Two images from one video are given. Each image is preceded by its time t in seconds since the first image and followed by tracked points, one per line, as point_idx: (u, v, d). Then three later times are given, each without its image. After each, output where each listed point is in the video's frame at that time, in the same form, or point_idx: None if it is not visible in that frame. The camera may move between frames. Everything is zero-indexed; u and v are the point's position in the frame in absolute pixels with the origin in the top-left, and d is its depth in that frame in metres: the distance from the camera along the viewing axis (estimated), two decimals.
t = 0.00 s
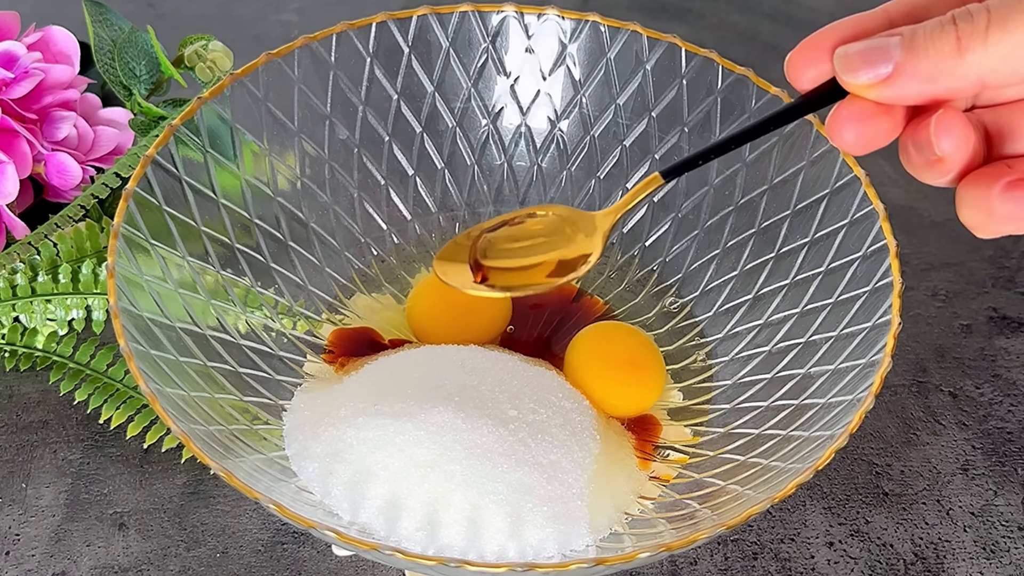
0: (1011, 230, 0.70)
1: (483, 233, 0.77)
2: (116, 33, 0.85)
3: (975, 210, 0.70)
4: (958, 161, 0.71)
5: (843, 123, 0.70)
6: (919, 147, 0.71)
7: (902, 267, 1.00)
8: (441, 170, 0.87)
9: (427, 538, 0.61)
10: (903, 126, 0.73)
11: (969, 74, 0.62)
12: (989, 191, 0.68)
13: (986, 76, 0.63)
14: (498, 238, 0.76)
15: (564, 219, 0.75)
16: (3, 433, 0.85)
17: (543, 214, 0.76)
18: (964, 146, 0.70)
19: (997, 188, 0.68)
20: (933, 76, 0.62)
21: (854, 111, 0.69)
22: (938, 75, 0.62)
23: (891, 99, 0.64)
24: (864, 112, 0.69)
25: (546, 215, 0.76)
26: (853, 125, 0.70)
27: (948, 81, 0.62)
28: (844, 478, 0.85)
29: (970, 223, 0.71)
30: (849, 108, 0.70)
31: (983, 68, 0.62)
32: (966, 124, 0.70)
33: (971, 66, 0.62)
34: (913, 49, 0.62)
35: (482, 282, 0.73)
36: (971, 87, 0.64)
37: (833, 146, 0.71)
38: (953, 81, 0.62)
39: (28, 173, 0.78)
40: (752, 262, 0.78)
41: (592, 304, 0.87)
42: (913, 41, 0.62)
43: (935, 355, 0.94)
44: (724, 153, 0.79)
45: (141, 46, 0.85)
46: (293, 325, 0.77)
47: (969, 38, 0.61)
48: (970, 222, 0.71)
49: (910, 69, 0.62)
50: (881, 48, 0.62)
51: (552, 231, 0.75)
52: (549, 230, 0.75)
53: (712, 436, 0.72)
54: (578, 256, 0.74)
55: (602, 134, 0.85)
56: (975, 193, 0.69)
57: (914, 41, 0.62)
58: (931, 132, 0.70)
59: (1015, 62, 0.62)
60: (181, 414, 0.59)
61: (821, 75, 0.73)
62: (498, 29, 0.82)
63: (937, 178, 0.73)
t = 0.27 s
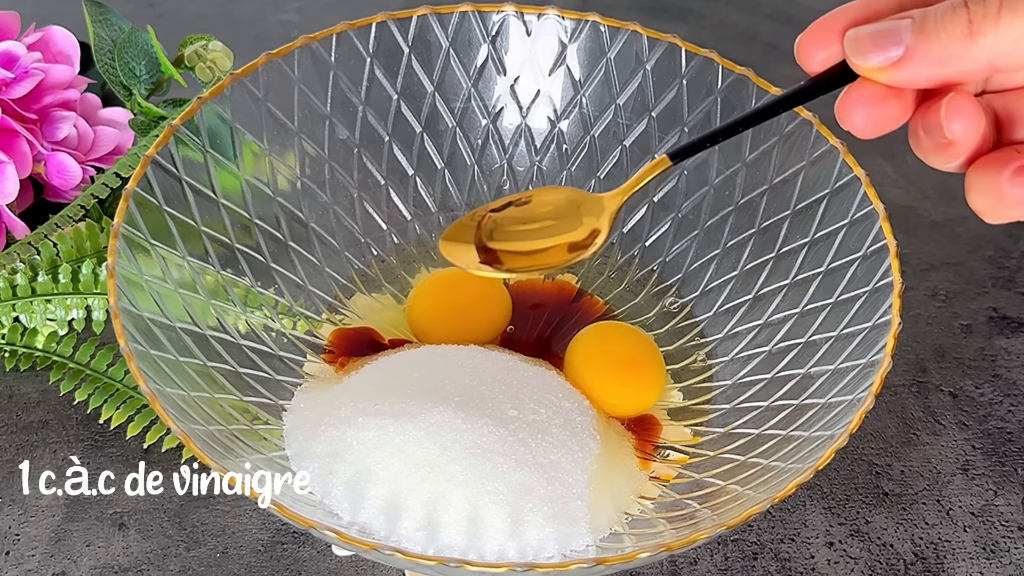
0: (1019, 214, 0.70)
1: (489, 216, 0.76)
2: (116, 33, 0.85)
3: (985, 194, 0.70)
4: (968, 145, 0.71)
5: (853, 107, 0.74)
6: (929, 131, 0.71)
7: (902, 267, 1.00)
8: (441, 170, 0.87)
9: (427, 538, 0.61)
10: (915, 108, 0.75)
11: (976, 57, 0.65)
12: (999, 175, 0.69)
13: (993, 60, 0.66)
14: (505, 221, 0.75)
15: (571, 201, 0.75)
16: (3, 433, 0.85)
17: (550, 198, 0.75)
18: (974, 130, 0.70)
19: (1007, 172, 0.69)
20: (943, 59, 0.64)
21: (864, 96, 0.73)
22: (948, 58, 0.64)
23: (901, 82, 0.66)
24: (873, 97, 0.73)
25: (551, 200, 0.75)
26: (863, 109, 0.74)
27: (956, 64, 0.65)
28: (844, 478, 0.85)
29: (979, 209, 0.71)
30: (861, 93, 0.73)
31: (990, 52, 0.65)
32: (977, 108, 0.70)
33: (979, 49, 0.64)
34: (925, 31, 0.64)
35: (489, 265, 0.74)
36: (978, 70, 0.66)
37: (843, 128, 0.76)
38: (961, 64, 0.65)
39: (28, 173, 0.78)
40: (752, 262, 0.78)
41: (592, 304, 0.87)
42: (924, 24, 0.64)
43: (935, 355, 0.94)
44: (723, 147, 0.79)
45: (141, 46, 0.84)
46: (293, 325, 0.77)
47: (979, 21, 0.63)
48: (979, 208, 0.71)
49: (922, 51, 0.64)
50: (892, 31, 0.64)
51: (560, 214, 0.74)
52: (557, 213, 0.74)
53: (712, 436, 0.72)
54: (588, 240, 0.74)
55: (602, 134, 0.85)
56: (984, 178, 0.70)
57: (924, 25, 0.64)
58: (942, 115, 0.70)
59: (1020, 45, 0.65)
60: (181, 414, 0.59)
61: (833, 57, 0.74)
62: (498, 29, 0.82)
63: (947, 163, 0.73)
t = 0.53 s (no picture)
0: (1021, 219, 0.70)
1: (489, 224, 0.75)
2: (116, 33, 0.85)
3: (986, 199, 0.70)
4: (969, 150, 0.71)
5: (853, 113, 0.74)
6: (930, 135, 0.71)
7: (902, 267, 1.00)
8: (441, 170, 0.87)
9: (427, 539, 0.61)
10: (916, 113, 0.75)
11: (976, 64, 0.65)
12: (1000, 179, 0.69)
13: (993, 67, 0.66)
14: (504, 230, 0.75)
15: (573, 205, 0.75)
16: (3, 433, 0.85)
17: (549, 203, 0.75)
18: (975, 135, 0.70)
19: (1008, 177, 0.68)
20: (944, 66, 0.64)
21: (866, 102, 0.73)
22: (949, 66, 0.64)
23: (901, 88, 0.66)
24: (875, 104, 0.73)
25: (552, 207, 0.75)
26: (864, 115, 0.74)
27: (957, 71, 0.65)
28: (845, 478, 0.85)
29: (980, 212, 0.71)
30: (861, 100, 0.73)
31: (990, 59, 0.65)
32: (978, 112, 0.70)
33: (979, 57, 0.64)
34: (928, 39, 0.64)
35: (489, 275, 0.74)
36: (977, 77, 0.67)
37: (844, 134, 0.76)
38: (962, 71, 0.65)
39: (28, 173, 0.78)
40: (752, 262, 0.78)
41: (592, 304, 0.87)
42: (927, 31, 0.64)
43: (935, 355, 0.94)
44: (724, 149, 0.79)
45: (141, 46, 0.84)
46: (293, 325, 0.77)
47: (981, 29, 0.63)
48: (981, 212, 0.71)
49: (923, 59, 0.64)
50: (894, 38, 0.64)
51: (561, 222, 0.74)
52: (558, 222, 0.74)
53: (712, 436, 0.72)
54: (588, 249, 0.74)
55: (602, 134, 0.85)
56: (986, 182, 0.70)
57: (927, 31, 0.64)
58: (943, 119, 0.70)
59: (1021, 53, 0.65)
60: (181, 414, 0.59)
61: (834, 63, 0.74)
62: (497, 29, 0.82)
63: (948, 166, 0.73)
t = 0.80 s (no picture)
0: (1010, 202, 0.70)
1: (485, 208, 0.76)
2: (116, 33, 0.85)
3: (974, 181, 0.70)
4: (957, 134, 0.71)
5: (846, 94, 0.74)
6: (920, 116, 0.71)
7: (902, 267, 1.00)
8: (441, 170, 0.87)
9: (427, 539, 0.61)
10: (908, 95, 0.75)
11: (965, 43, 0.65)
12: (988, 162, 0.69)
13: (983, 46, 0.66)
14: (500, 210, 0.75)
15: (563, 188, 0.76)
16: (3, 433, 0.85)
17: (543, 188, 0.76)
18: (962, 118, 0.71)
19: (997, 159, 0.69)
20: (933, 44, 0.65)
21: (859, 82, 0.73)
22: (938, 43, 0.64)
23: (892, 68, 0.67)
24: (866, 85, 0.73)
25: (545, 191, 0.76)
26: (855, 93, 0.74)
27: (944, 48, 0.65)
28: (845, 478, 0.85)
29: (970, 195, 0.71)
30: (852, 79, 0.73)
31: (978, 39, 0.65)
32: (967, 96, 0.70)
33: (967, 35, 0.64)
34: (916, 17, 0.64)
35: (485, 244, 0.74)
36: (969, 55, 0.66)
37: (838, 115, 0.76)
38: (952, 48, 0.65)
39: (28, 173, 0.78)
40: (752, 262, 0.78)
41: (592, 304, 0.87)
42: (915, 9, 0.64)
43: (935, 355, 0.94)
44: (724, 145, 0.79)
45: (141, 46, 0.84)
46: (293, 325, 0.77)
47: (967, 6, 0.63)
48: (971, 194, 0.71)
49: (912, 37, 0.64)
50: (885, 18, 0.64)
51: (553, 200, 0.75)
52: (552, 202, 0.75)
53: (712, 436, 0.72)
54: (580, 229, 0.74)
55: (602, 134, 0.85)
56: (974, 165, 0.70)
57: (915, 10, 0.64)
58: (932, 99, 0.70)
59: (1011, 30, 0.64)
60: (181, 414, 0.59)
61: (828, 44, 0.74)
62: (498, 29, 0.82)
63: (939, 148, 0.73)
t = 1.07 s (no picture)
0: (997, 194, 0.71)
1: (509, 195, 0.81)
2: (116, 33, 0.85)
3: (962, 173, 0.71)
4: (943, 129, 0.71)
5: (842, 94, 0.75)
6: (908, 113, 0.72)
7: (902, 267, 1.00)
8: (441, 170, 0.87)
9: (427, 538, 0.61)
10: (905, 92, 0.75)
11: (954, 52, 0.65)
12: (972, 156, 0.70)
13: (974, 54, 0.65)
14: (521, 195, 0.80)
15: (582, 168, 0.79)
16: (3, 433, 0.85)
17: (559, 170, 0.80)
18: (947, 114, 0.70)
19: (980, 154, 0.70)
20: (924, 52, 0.65)
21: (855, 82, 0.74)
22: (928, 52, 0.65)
23: (885, 72, 0.67)
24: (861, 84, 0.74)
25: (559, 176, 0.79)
26: (852, 94, 0.74)
27: (934, 56, 0.65)
28: (845, 478, 0.85)
29: (958, 186, 0.73)
30: (848, 80, 0.74)
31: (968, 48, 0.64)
32: (950, 93, 0.70)
33: (956, 45, 0.64)
34: (907, 26, 0.64)
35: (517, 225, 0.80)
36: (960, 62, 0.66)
37: (836, 114, 0.77)
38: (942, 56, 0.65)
39: (28, 173, 0.78)
40: (752, 262, 0.78)
41: (592, 304, 0.87)
42: (907, 18, 0.64)
43: (935, 355, 0.94)
44: (724, 144, 0.80)
45: (141, 46, 0.85)
46: (293, 325, 0.77)
47: (955, 18, 0.63)
48: (960, 184, 0.72)
49: (903, 45, 0.65)
50: (879, 26, 0.65)
51: (571, 183, 0.79)
52: (573, 181, 0.79)
53: (712, 436, 0.72)
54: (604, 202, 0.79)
55: (602, 134, 0.85)
56: (961, 158, 0.71)
57: (907, 18, 0.64)
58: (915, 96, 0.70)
59: (999, 42, 0.63)
60: (181, 414, 0.59)
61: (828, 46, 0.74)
62: (497, 29, 0.82)
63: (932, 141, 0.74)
